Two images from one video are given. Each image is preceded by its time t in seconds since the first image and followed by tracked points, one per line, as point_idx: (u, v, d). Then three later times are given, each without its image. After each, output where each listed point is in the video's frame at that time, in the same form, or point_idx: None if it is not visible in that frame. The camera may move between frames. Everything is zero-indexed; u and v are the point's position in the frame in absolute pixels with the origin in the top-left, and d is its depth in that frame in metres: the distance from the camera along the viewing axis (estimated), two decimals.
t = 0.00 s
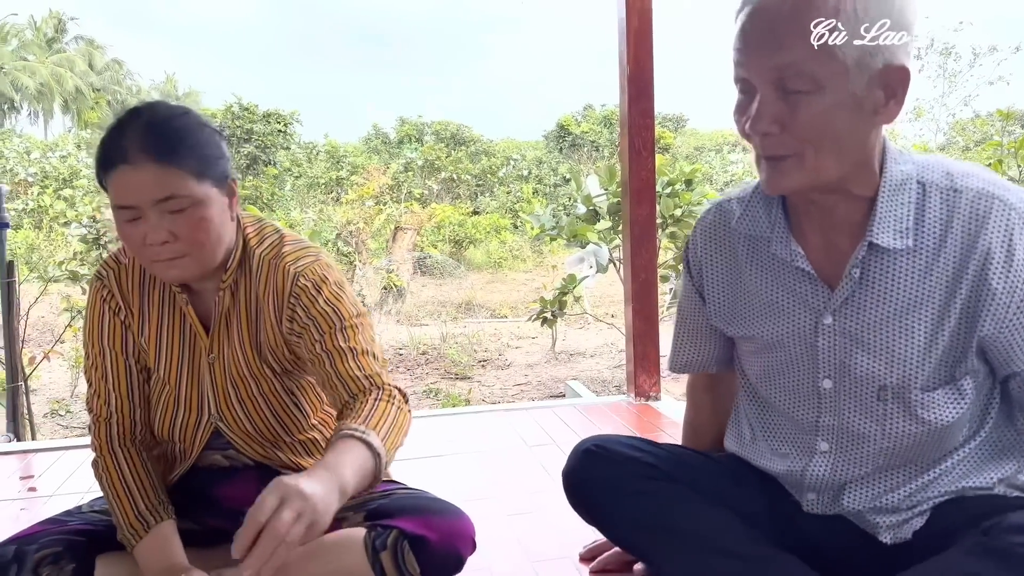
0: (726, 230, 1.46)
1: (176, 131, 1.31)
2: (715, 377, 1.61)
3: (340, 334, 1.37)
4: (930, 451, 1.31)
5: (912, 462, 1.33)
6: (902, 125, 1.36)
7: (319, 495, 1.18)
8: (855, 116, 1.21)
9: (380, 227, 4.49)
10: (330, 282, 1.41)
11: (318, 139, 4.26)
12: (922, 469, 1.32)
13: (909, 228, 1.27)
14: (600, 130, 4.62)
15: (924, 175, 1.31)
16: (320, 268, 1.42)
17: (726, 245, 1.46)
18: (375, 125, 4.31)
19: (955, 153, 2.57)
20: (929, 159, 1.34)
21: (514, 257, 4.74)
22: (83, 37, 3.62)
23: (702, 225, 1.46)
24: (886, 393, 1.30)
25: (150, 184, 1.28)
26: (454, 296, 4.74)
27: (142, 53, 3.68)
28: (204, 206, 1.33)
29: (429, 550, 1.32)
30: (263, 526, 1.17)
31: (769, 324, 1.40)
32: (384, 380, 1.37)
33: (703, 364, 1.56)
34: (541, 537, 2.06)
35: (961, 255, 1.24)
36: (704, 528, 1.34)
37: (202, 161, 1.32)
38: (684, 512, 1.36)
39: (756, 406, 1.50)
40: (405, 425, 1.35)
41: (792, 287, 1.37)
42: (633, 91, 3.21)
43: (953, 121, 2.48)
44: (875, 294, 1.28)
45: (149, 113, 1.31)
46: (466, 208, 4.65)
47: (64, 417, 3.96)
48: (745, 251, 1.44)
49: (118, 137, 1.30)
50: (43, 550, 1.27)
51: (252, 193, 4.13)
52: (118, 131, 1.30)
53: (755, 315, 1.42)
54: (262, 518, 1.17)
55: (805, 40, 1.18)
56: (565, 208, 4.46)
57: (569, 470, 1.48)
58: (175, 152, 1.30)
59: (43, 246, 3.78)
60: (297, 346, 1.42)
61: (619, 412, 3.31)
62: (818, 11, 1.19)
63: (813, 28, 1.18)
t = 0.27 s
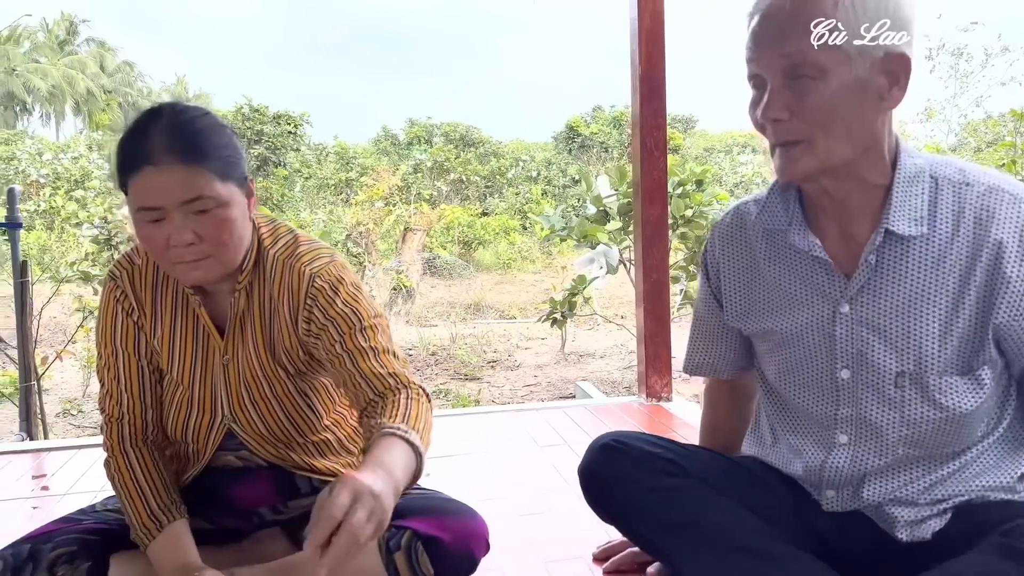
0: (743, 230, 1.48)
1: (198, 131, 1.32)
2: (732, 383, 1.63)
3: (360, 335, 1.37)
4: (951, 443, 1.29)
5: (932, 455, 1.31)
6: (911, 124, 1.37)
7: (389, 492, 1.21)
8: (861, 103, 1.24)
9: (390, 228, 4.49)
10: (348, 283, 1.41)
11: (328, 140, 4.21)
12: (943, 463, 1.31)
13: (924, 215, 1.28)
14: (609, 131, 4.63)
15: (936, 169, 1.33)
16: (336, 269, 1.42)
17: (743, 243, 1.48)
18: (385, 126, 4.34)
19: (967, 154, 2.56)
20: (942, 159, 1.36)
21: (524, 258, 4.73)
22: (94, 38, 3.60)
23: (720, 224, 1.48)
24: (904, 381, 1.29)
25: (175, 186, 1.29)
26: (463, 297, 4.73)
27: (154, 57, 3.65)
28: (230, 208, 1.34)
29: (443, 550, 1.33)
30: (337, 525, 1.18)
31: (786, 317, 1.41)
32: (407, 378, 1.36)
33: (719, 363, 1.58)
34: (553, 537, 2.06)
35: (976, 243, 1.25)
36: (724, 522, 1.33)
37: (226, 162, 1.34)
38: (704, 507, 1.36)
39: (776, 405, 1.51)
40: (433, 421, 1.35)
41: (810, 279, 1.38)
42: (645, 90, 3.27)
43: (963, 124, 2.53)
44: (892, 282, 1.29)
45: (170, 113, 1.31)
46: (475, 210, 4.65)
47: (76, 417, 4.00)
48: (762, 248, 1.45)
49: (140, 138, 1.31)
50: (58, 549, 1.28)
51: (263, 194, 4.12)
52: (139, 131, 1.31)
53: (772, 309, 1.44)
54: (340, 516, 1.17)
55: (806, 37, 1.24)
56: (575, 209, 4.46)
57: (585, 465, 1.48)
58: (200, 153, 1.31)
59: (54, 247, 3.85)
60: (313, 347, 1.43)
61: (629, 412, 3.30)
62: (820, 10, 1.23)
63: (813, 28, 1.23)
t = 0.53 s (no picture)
0: (752, 231, 1.48)
1: (228, 131, 1.34)
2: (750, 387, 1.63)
3: (363, 340, 1.36)
4: (966, 436, 1.29)
5: (947, 448, 1.31)
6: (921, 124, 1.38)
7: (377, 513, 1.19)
8: (863, 99, 1.23)
9: (400, 231, 4.49)
10: (357, 288, 1.41)
11: (339, 141, 4.22)
12: (958, 456, 1.30)
13: (931, 208, 1.28)
14: (619, 132, 4.58)
15: (943, 166, 1.32)
16: (348, 274, 1.42)
17: (754, 242, 1.48)
18: (394, 128, 4.34)
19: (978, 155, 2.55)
20: (950, 156, 1.35)
21: (533, 260, 4.72)
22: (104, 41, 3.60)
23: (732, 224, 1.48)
24: (917, 373, 1.29)
25: (206, 183, 1.32)
26: (472, 299, 4.74)
27: (166, 59, 3.65)
28: (258, 206, 1.37)
29: (456, 551, 1.33)
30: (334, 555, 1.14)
31: (798, 312, 1.41)
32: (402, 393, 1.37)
33: (732, 364, 1.59)
34: (564, 539, 2.06)
35: (985, 234, 1.25)
36: (738, 531, 1.34)
37: (253, 161, 1.36)
38: (719, 515, 1.36)
39: (790, 404, 1.51)
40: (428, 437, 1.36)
41: (821, 274, 1.38)
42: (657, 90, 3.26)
43: (974, 124, 2.55)
44: (903, 275, 1.29)
45: (202, 112, 1.34)
46: (484, 211, 4.64)
47: (89, 417, 4.03)
48: (773, 247, 1.45)
49: (171, 135, 1.33)
50: (74, 547, 1.28)
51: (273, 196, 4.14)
52: (171, 128, 1.33)
53: (784, 305, 1.44)
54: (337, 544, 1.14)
55: (802, 36, 1.25)
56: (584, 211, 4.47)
57: (596, 469, 1.47)
58: (229, 151, 1.34)
59: (68, 247, 3.90)
60: (322, 350, 1.43)
61: (639, 413, 3.30)
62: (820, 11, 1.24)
63: (813, 28, 1.24)
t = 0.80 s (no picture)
0: (783, 227, 1.48)
1: (239, 133, 1.35)
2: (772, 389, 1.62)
3: (380, 341, 1.37)
4: (986, 444, 1.24)
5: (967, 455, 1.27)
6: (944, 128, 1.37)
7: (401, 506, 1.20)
8: (905, 94, 1.23)
9: (411, 231, 4.53)
10: (373, 289, 1.41)
11: (350, 143, 4.23)
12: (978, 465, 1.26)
13: (959, 210, 1.27)
14: (629, 134, 4.58)
15: (975, 168, 1.31)
16: (363, 275, 1.43)
17: (783, 237, 1.47)
18: (404, 130, 4.33)
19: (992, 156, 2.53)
20: (982, 158, 1.35)
21: (544, 261, 4.71)
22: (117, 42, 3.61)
23: (761, 220, 1.48)
24: (935, 374, 1.26)
25: (218, 186, 1.32)
26: (483, 300, 4.73)
27: (177, 60, 3.60)
28: (270, 207, 1.37)
29: (473, 554, 1.33)
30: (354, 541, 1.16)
31: (822, 307, 1.40)
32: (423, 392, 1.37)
33: (753, 364, 1.58)
34: (578, 543, 2.05)
35: (1013, 236, 1.23)
36: (758, 538, 1.33)
37: (265, 163, 1.37)
38: (739, 522, 1.34)
39: (811, 405, 1.48)
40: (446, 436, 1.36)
41: (847, 271, 1.37)
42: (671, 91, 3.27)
43: (988, 126, 2.43)
44: (927, 274, 1.28)
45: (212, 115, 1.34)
46: (494, 212, 4.65)
47: (102, 417, 4.09)
48: (801, 242, 1.45)
49: (183, 138, 1.33)
50: (91, 550, 1.29)
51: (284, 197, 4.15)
52: (183, 130, 1.33)
53: (808, 302, 1.43)
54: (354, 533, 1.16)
55: (807, 39, 1.29)
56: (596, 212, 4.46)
57: (611, 473, 1.43)
58: (241, 153, 1.34)
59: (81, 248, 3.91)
60: (339, 352, 1.44)
61: (651, 415, 3.30)
62: (823, 11, 1.27)
63: (815, 28, 1.28)
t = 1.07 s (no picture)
0: (820, 218, 1.43)
1: (249, 132, 1.35)
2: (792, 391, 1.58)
3: (391, 344, 1.37)
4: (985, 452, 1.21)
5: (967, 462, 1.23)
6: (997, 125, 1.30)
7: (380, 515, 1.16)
8: (944, 89, 1.17)
9: (421, 232, 4.52)
10: (382, 290, 1.41)
11: (360, 144, 4.26)
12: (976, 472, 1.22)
13: (986, 214, 1.19)
14: (639, 135, 4.57)
15: (1011, 173, 1.22)
16: (372, 276, 1.43)
17: (819, 227, 1.43)
18: (415, 131, 4.33)
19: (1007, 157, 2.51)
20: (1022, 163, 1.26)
21: (554, 262, 4.70)
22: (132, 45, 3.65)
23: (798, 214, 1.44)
24: (936, 376, 1.22)
25: (227, 183, 1.32)
26: (492, 301, 4.73)
27: (188, 62, 3.69)
28: (280, 205, 1.37)
29: (486, 557, 1.32)
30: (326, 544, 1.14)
31: (842, 301, 1.38)
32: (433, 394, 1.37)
33: (786, 356, 1.53)
34: (591, 545, 2.05)
35: None
36: (777, 537, 1.33)
37: (275, 162, 1.37)
38: (758, 520, 1.35)
39: (829, 403, 1.45)
40: (456, 435, 1.37)
41: (868, 265, 1.34)
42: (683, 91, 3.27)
43: (1002, 126, 2.41)
44: (944, 275, 1.22)
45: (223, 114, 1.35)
46: (504, 213, 4.64)
47: (114, 418, 4.08)
48: (836, 233, 1.40)
49: (194, 137, 1.34)
50: (104, 548, 1.29)
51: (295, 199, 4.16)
52: (195, 129, 1.34)
53: (830, 296, 1.40)
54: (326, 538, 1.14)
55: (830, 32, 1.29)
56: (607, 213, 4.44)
57: (628, 468, 1.44)
58: (252, 152, 1.34)
59: (93, 249, 3.94)
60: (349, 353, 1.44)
61: (663, 417, 3.29)
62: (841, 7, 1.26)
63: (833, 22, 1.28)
